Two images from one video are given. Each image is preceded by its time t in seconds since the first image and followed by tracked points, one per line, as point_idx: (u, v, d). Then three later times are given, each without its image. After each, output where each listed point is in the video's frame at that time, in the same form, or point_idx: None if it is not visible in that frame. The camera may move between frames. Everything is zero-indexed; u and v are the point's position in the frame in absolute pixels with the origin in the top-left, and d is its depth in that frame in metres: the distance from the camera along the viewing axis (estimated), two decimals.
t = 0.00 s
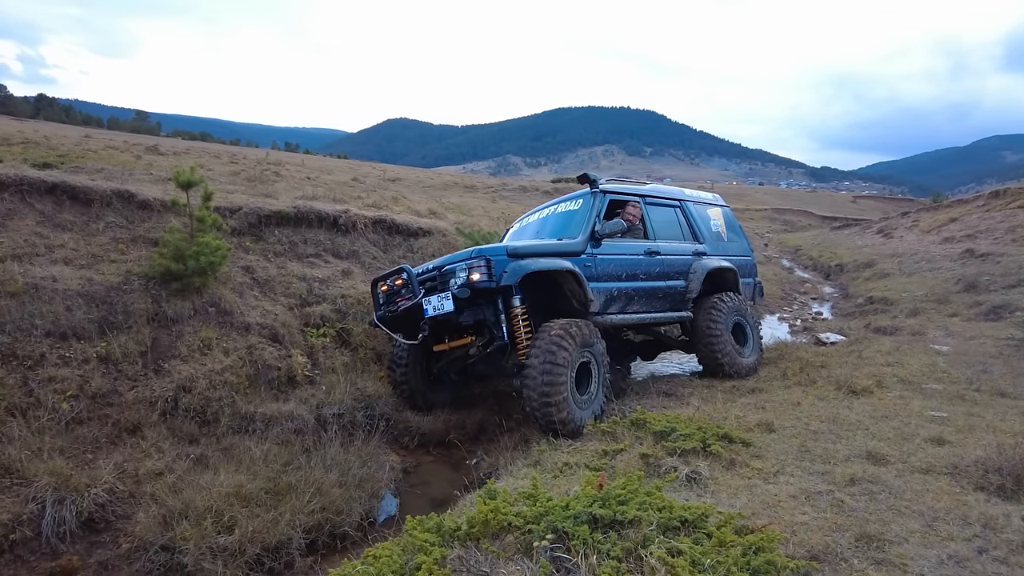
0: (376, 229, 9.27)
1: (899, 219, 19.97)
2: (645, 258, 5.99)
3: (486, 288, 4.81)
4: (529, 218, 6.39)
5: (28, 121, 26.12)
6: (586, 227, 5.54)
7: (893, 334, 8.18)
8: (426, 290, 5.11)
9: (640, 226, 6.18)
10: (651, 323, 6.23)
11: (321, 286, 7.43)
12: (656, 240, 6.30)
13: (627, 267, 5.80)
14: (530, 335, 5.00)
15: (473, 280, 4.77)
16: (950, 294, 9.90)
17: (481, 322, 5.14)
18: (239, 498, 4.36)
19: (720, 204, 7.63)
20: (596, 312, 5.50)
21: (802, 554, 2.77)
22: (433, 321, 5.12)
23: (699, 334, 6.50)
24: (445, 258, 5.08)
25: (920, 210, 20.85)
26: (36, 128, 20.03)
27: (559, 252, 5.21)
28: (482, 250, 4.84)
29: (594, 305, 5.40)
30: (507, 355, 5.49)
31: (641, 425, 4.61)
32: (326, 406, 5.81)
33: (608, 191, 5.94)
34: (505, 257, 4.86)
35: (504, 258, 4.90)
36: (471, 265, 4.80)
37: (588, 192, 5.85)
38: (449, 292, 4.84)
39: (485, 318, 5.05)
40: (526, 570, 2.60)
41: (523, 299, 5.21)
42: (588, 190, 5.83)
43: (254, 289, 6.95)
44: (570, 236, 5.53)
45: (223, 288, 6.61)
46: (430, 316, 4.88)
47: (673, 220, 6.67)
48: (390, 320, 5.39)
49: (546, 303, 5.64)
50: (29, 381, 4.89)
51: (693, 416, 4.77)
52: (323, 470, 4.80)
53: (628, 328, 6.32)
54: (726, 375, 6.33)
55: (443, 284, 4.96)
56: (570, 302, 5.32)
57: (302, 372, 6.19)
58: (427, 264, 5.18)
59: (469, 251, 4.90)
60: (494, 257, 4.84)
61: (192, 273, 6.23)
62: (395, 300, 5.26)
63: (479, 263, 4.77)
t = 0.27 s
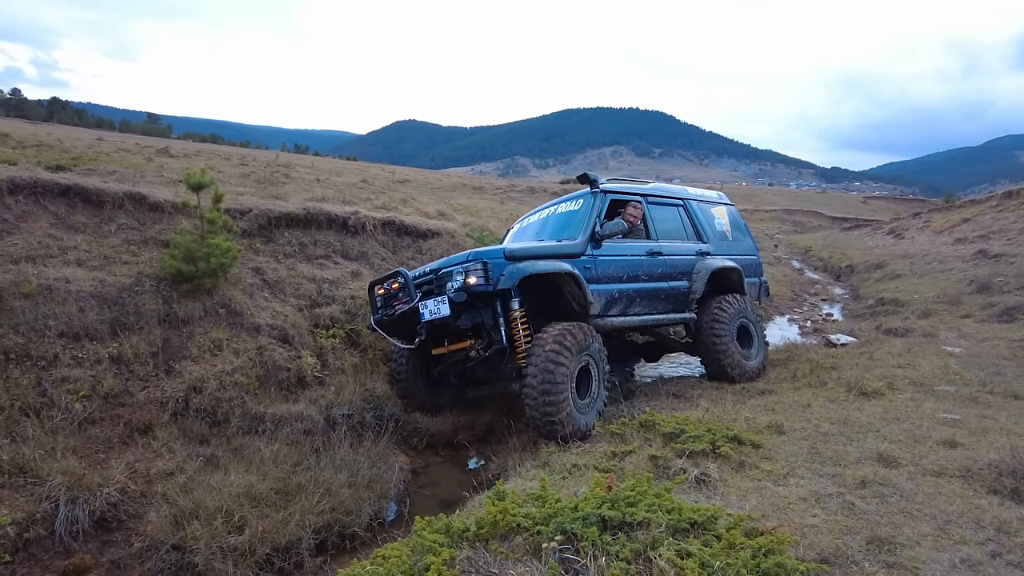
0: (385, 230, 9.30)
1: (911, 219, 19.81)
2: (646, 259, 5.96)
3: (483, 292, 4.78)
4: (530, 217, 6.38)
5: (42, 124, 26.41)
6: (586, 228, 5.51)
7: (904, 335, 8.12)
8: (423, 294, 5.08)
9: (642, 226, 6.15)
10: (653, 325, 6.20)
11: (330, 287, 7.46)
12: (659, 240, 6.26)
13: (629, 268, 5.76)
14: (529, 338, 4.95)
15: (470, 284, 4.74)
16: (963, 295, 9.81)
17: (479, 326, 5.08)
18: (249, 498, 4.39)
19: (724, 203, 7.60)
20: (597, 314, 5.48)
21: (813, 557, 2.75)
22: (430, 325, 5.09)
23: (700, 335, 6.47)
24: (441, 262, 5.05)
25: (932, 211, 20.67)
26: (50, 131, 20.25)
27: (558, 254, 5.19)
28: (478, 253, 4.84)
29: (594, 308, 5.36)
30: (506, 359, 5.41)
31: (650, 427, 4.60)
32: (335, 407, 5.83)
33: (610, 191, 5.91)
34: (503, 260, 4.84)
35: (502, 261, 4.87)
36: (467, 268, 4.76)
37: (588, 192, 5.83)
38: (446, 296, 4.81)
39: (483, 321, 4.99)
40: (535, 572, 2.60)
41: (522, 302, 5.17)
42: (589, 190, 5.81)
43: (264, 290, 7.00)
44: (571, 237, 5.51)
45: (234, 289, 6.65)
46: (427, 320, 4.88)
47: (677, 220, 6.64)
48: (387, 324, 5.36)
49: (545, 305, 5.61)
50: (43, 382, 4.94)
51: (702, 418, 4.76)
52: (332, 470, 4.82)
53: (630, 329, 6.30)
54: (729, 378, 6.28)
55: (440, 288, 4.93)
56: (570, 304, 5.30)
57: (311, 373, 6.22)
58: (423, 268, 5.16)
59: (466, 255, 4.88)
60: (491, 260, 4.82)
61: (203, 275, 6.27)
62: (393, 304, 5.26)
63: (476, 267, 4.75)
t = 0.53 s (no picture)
0: (395, 232, 9.34)
1: (922, 220, 19.64)
2: (653, 262, 5.93)
3: (486, 296, 4.77)
4: (536, 218, 6.38)
5: (54, 126, 26.68)
6: (592, 231, 5.49)
7: (916, 337, 8.06)
8: (425, 296, 5.05)
9: (649, 229, 6.13)
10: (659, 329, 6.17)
11: (340, 288, 7.50)
12: (666, 242, 6.24)
13: (635, 271, 5.74)
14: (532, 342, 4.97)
15: (473, 287, 4.71)
16: (975, 296, 9.72)
17: (482, 329, 5.05)
18: (259, 498, 4.41)
19: (733, 203, 7.57)
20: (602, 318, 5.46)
21: (824, 559, 2.73)
22: (432, 329, 5.04)
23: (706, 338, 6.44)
24: (444, 264, 5.04)
25: (943, 211, 20.51)
26: (62, 134, 20.47)
27: (563, 257, 5.17)
28: (482, 257, 4.84)
29: (599, 312, 5.35)
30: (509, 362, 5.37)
31: (659, 428, 4.59)
32: (345, 407, 5.86)
33: (616, 193, 5.90)
34: (506, 264, 4.84)
35: (505, 264, 4.86)
36: (471, 272, 4.75)
37: (595, 193, 5.82)
38: (448, 299, 4.77)
39: (487, 324, 4.97)
40: (545, 573, 2.60)
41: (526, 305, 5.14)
42: (595, 192, 5.80)
43: (274, 291, 7.04)
44: (576, 239, 5.49)
45: (244, 290, 6.70)
46: (429, 324, 4.82)
47: (684, 221, 6.62)
48: (389, 326, 5.32)
49: (549, 308, 5.59)
50: (56, 381, 4.99)
51: (712, 419, 4.74)
52: (342, 471, 4.84)
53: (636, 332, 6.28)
54: (735, 382, 6.24)
55: (443, 291, 4.87)
56: (575, 308, 5.29)
57: (321, 373, 6.26)
58: (426, 270, 5.14)
59: (469, 258, 4.87)
60: (494, 263, 4.82)
61: (214, 275, 6.32)
62: (396, 306, 5.23)
63: (479, 270, 4.74)
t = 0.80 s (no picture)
0: (402, 231, 9.36)
1: (930, 220, 19.54)
2: (659, 262, 5.92)
3: (491, 295, 4.77)
4: (542, 217, 6.38)
5: (62, 127, 26.86)
6: (597, 230, 5.49)
7: (924, 336, 8.02)
8: (429, 296, 5.07)
9: (655, 228, 6.13)
10: (665, 329, 6.16)
11: (347, 287, 7.53)
12: (672, 242, 6.23)
13: (641, 271, 5.73)
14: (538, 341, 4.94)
15: (478, 287, 4.72)
16: (985, 296, 9.67)
17: (487, 329, 5.08)
18: (268, 495, 4.44)
19: (740, 203, 7.56)
20: (607, 319, 5.45)
21: (835, 557, 2.73)
22: (437, 328, 5.06)
23: (710, 337, 6.44)
24: (449, 263, 5.06)
25: (952, 211, 20.38)
26: (72, 134, 20.61)
27: (568, 256, 5.16)
28: (487, 256, 4.85)
29: (604, 311, 5.35)
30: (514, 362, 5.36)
31: (667, 426, 4.59)
32: (353, 405, 5.88)
33: (622, 192, 5.90)
34: (511, 263, 4.84)
35: (510, 264, 4.86)
36: (475, 271, 4.76)
37: (602, 192, 5.83)
38: (453, 299, 4.79)
39: (491, 324, 5.00)
40: (554, 569, 2.60)
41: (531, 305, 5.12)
42: (602, 191, 5.81)
43: (282, 290, 7.07)
44: (581, 238, 5.49)
45: (253, 289, 6.73)
46: (433, 323, 4.85)
47: (691, 221, 6.61)
48: (394, 326, 5.33)
49: (554, 308, 5.60)
50: (67, 379, 5.03)
51: (720, 418, 4.73)
52: (350, 468, 4.86)
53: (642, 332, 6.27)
54: (742, 382, 6.22)
55: (447, 290, 4.90)
56: (580, 307, 5.31)
57: (329, 372, 6.28)
58: (431, 269, 5.16)
59: (473, 258, 4.89)
60: (499, 263, 4.82)
61: (222, 274, 6.36)
62: (400, 305, 5.26)
63: (484, 270, 4.75)
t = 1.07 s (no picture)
0: (409, 228, 9.44)
1: (937, 218, 19.49)
2: (662, 257, 5.97)
3: (495, 288, 4.77)
4: (546, 213, 6.43)
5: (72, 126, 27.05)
6: (601, 225, 5.53)
7: (930, 333, 8.04)
8: (434, 289, 5.15)
9: (660, 224, 6.17)
10: (669, 324, 6.20)
11: (356, 283, 7.61)
12: (676, 238, 6.28)
13: (644, 266, 5.78)
14: (541, 335, 4.97)
15: (482, 280, 4.74)
16: (991, 293, 9.67)
17: (491, 323, 5.12)
18: (280, 487, 4.51)
19: (745, 200, 7.60)
20: (610, 313, 5.50)
21: (840, 546, 2.78)
22: (441, 321, 5.14)
23: (713, 333, 6.50)
24: (453, 257, 5.09)
25: (959, 209, 20.32)
26: (82, 133, 20.79)
27: (572, 250, 5.20)
28: (491, 249, 4.82)
29: (608, 306, 5.37)
30: (518, 356, 5.42)
31: (674, 421, 4.64)
32: (362, 400, 5.96)
33: (626, 188, 5.95)
34: (516, 257, 4.84)
35: (514, 258, 4.86)
36: (480, 265, 4.77)
37: (606, 187, 5.88)
38: (457, 292, 4.86)
39: (495, 318, 5.05)
40: (564, 557, 2.66)
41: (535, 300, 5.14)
42: (605, 187, 5.86)
43: (292, 286, 7.15)
44: (586, 234, 5.54)
45: (263, 285, 6.82)
46: (438, 315, 4.94)
47: (696, 217, 6.66)
48: (400, 319, 5.43)
49: (558, 303, 5.62)
50: (82, 373, 5.11)
51: (726, 413, 4.78)
52: (361, 461, 4.93)
53: (646, 328, 6.31)
54: (745, 377, 6.27)
55: (452, 284, 4.99)
56: (584, 303, 5.31)
57: (339, 367, 6.36)
58: (436, 263, 5.19)
59: (478, 251, 4.87)
60: (503, 256, 4.81)
61: (233, 270, 6.44)
62: (405, 299, 5.35)
63: (488, 263, 4.75)
